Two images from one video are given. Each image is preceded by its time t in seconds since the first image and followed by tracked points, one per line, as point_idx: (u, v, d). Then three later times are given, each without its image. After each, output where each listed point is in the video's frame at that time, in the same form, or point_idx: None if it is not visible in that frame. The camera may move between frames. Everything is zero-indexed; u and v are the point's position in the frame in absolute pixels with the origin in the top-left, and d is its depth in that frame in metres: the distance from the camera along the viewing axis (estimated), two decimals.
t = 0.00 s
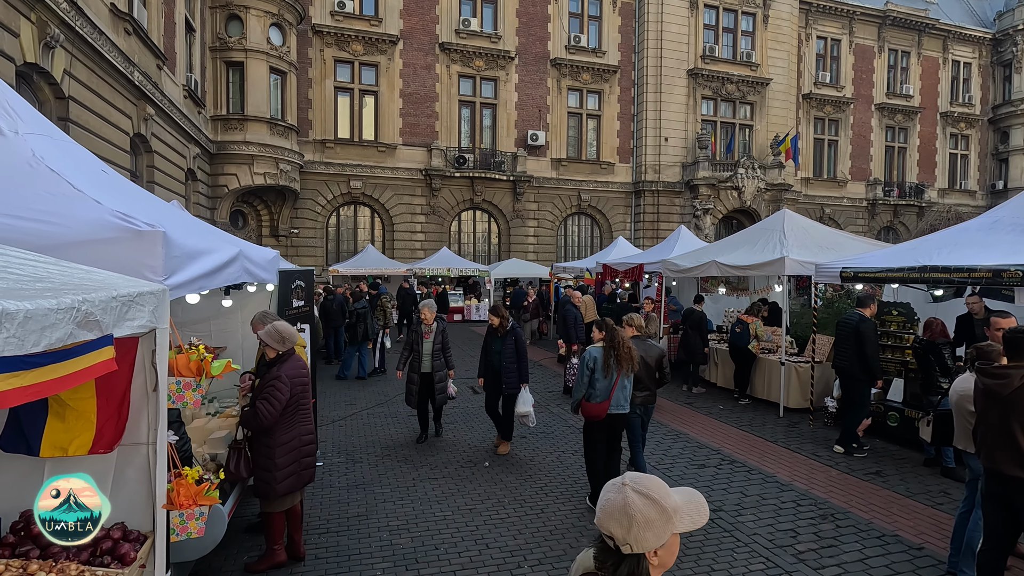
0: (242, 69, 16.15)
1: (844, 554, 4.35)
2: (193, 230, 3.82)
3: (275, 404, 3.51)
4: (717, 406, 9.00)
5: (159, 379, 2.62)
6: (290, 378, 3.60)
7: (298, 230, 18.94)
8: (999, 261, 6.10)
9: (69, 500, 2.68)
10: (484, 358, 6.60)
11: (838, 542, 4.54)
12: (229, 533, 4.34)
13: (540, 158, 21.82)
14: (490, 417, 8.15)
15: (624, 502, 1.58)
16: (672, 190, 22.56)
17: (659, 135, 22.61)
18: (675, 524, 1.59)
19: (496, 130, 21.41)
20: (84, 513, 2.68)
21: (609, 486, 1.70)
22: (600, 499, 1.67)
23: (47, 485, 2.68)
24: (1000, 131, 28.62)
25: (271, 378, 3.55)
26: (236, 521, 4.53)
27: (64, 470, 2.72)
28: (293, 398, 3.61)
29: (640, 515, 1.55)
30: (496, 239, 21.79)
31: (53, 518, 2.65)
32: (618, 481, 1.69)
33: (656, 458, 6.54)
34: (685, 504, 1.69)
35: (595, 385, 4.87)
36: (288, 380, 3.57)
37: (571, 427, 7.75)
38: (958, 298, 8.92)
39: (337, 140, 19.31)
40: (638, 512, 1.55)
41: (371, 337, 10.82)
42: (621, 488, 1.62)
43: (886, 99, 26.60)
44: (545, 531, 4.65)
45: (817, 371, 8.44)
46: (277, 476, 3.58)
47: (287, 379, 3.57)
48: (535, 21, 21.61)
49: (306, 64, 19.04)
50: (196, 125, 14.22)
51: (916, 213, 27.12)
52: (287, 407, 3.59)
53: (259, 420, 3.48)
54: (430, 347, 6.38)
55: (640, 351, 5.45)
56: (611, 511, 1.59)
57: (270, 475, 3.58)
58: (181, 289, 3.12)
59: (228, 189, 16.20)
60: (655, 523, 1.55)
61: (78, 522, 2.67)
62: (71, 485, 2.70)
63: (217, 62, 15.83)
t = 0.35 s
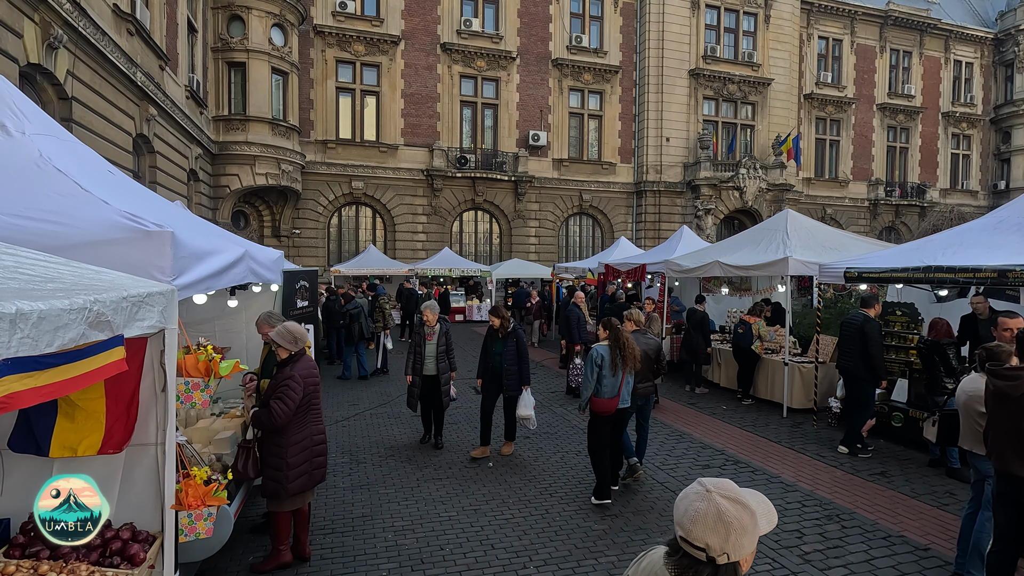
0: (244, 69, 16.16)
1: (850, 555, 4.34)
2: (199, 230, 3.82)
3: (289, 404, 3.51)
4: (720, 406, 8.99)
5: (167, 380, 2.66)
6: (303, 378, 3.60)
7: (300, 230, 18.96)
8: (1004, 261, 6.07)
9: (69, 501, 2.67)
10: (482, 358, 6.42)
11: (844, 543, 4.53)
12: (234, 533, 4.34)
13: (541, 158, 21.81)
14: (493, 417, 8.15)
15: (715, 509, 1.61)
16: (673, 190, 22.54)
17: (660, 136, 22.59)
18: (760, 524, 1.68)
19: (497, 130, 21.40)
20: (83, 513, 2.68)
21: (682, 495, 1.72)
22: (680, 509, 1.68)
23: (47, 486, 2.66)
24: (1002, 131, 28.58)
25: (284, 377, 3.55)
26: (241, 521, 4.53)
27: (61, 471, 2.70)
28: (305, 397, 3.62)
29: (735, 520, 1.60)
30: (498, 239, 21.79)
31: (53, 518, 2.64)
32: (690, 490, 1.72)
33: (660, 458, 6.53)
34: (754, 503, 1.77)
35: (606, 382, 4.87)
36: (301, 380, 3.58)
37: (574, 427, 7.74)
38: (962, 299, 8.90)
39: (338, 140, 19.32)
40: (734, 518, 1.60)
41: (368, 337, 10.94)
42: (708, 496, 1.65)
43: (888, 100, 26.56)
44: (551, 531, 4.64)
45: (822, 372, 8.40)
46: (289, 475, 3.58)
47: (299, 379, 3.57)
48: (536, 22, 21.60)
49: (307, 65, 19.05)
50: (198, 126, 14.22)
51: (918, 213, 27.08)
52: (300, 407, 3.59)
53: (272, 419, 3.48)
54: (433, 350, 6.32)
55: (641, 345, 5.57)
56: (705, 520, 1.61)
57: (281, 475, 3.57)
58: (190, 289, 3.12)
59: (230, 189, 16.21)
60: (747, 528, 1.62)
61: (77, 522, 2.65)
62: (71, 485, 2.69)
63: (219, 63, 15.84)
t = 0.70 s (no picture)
0: (236, 68, 16.04)
1: (848, 554, 4.34)
2: (194, 228, 3.77)
3: (285, 405, 3.46)
4: (716, 406, 9.00)
5: (162, 381, 2.60)
6: (299, 379, 3.56)
7: (293, 230, 18.86)
8: (998, 261, 6.09)
9: (69, 501, 2.65)
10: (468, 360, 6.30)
11: (842, 542, 4.52)
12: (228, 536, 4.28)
13: (536, 159, 21.80)
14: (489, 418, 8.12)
15: (804, 514, 1.63)
16: (667, 191, 22.59)
17: (654, 136, 22.62)
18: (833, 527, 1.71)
19: (491, 130, 21.38)
20: (84, 514, 2.66)
21: (761, 504, 1.72)
22: (764, 518, 1.68)
23: (46, 485, 2.64)
24: (991, 133, 28.84)
25: (280, 378, 3.51)
26: (236, 523, 4.49)
27: (63, 470, 2.67)
28: (301, 399, 3.58)
29: (823, 522, 1.63)
30: (492, 239, 21.75)
31: (53, 518, 2.63)
32: (766, 498, 1.72)
33: (656, 458, 6.51)
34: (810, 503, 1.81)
35: (598, 373, 5.17)
36: (297, 381, 3.54)
37: (570, 428, 7.71)
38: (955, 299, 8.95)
39: (332, 140, 19.24)
40: (822, 520, 1.63)
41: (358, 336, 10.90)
42: (792, 501, 1.67)
43: (880, 101, 26.72)
44: (549, 532, 4.62)
45: (817, 372, 8.47)
46: (285, 477, 3.54)
47: (295, 379, 3.53)
48: (530, 22, 21.58)
49: (300, 64, 18.95)
50: (190, 125, 14.12)
51: (908, 214, 27.26)
52: (296, 408, 3.55)
53: (268, 420, 3.43)
54: (433, 351, 6.27)
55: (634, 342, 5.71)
56: (797, 525, 1.62)
57: (277, 477, 3.53)
58: (185, 289, 3.07)
59: (222, 189, 16.09)
60: (832, 527, 1.65)
61: (77, 522, 2.64)
62: (71, 485, 2.67)
63: (211, 61, 15.72)
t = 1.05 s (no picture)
0: (216, 65, 15.78)
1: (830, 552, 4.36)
2: (169, 227, 3.68)
3: (260, 408, 3.39)
4: (700, 405, 9.04)
5: (136, 385, 2.56)
6: (276, 382, 3.49)
7: (275, 230, 18.62)
8: (975, 261, 6.19)
9: (70, 501, 2.60)
10: (442, 361, 6.17)
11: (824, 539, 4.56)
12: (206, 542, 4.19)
13: (521, 159, 21.78)
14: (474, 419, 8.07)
15: (858, 497, 1.68)
16: (651, 191, 22.71)
17: (638, 137, 22.73)
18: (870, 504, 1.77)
19: (476, 130, 21.31)
20: (84, 514, 2.62)
21: (813, 488, 1.76)
22: (819, 502, 1.72)
23: (45, 486, 2.59)
24: (966, 136, 29.43)
25: (256, 380, 3.43)
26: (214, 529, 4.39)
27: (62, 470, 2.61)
28: (278, 402, 3.50)
29: (874, 501, 1.70)
30: (477, 239, 21.68)
31: (53, 518, 2.60)
32: (818, 483, 1.76)
33: (641, 459, 6.50)
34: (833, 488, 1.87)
35: (566, 369, 5.34)
36: (273, 384, 3.47)
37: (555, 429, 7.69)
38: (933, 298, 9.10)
39: (315, 138, 19.04)
40: (873, 499, 1.70)
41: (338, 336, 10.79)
42: (845, 484, 1.72)
43: (859, 104, 27.11)
44: (534, 534, 4.59)
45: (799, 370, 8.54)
46: (261, 483, 3.46)
47: (272, 382, 3.46)
48: (516, 22, 21.56)
49: (283, 62, 18.72)
50: (169, 122, 13.87)
51: (887, 215, 27.71)
52: (272, 411, 3.47)
53: (242, 424, 3.36)
54: (417, 353, 6.20)
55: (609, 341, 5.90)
56: (854, 507, 1.67)
57: (253, 482, 3.45)
58: (158, 289, 2.99)
59: (202, 187, 15.84)
60: (878, 505, 1.71)
61: (77, 522, 2.61)
62: (71, 485, 2.61)
63: (190, 58, 15.46)
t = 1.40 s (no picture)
0: (186, 58, 15.39)
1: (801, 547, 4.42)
2: (130, 226, 3.55)
3: (224, 412, 3.29)
4: (676, 403, 9.11)
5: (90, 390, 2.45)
6: (241, 385, 3.40)
7: (248, 228, 18.27)
8: (940, 261, 6.35)
9: (69, 500, 2.50)
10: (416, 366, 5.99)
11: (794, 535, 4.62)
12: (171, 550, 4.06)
13: (499, 158, 21.74)
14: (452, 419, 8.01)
15: (890, 489, 1.71)
16: (629, 191, 22.85)
17: (616, 137, 22.85)
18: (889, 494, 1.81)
19: (454, 128, 21.18)
20: (84, 513, 2.52)
21: (844, 482, 1.76)
22: (852, 495, 1.71)
23: (45, 486, 2.49)
24: (931, 139, 30.25)
25: (220, 383, 3.34)
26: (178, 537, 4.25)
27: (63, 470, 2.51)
28: (243, 405, 3.40)
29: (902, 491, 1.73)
30: (455, 238, 21.57)
31: (53, 518, 2.50)
32: (848, 477, 1.76)
33: (618, 457, 6.52)
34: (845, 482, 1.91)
35: (532, 361, 5.76)
36: (238, 387, 3.37)
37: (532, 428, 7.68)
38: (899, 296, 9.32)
39: (289, 135, 18.73)
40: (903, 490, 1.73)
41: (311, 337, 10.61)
42: (877, 477, 1.73)
43: (829, 107, 27.69)
44: (511, 535, 4.55)
45: (772, 368, 8.67)
46: (225, 488, 3.36)
47: (236, 385, 3.37)
48: (493, 20, 21.50)
49: (256, 56, 18.35)
50: (136, 117, 13.50)
51: (856, 216, 28.35)
52: (237, 414, 3.38)
53: (205, 428, 3.26)
54: (387, 356, 6.12)
55: (572, 337, 6.32)
56: (888, 500, 1.68)
57: (217, 488, 3.35)
58: (117, 290, 2.87)
59: (172, 184, 15.46)
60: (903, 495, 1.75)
61: (78, 522, 2.52)
62: (71, 485, 2.51)
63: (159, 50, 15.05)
